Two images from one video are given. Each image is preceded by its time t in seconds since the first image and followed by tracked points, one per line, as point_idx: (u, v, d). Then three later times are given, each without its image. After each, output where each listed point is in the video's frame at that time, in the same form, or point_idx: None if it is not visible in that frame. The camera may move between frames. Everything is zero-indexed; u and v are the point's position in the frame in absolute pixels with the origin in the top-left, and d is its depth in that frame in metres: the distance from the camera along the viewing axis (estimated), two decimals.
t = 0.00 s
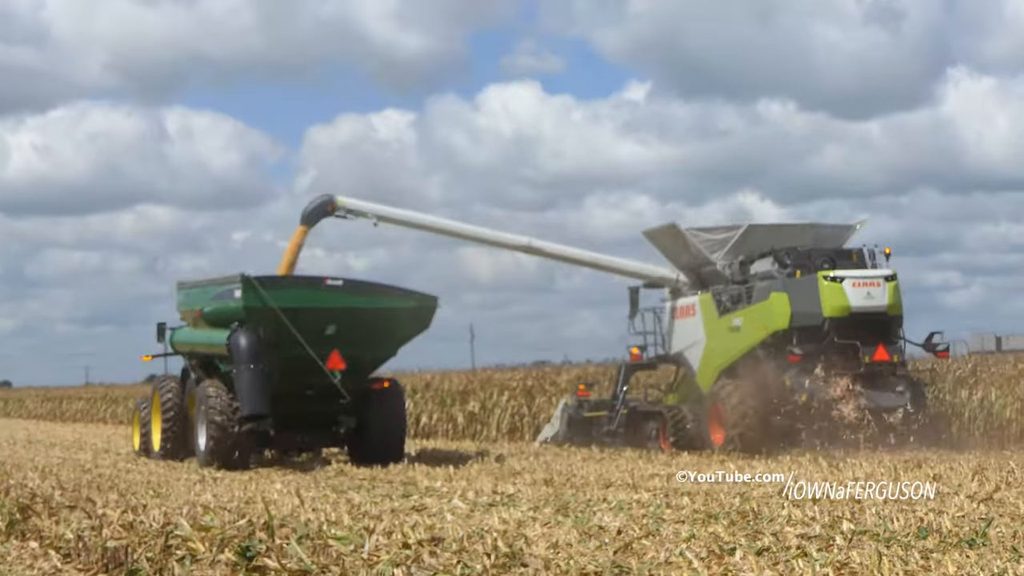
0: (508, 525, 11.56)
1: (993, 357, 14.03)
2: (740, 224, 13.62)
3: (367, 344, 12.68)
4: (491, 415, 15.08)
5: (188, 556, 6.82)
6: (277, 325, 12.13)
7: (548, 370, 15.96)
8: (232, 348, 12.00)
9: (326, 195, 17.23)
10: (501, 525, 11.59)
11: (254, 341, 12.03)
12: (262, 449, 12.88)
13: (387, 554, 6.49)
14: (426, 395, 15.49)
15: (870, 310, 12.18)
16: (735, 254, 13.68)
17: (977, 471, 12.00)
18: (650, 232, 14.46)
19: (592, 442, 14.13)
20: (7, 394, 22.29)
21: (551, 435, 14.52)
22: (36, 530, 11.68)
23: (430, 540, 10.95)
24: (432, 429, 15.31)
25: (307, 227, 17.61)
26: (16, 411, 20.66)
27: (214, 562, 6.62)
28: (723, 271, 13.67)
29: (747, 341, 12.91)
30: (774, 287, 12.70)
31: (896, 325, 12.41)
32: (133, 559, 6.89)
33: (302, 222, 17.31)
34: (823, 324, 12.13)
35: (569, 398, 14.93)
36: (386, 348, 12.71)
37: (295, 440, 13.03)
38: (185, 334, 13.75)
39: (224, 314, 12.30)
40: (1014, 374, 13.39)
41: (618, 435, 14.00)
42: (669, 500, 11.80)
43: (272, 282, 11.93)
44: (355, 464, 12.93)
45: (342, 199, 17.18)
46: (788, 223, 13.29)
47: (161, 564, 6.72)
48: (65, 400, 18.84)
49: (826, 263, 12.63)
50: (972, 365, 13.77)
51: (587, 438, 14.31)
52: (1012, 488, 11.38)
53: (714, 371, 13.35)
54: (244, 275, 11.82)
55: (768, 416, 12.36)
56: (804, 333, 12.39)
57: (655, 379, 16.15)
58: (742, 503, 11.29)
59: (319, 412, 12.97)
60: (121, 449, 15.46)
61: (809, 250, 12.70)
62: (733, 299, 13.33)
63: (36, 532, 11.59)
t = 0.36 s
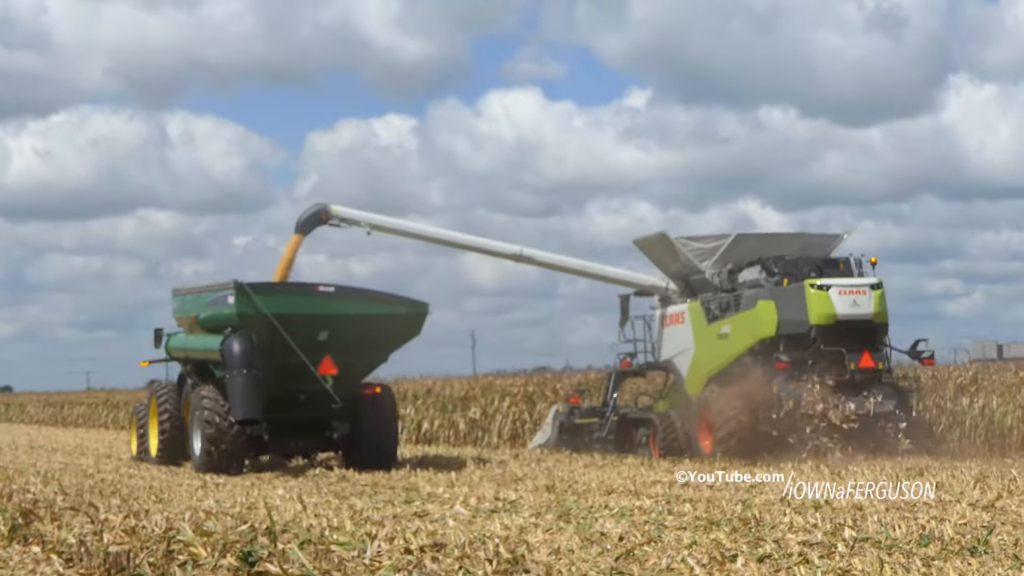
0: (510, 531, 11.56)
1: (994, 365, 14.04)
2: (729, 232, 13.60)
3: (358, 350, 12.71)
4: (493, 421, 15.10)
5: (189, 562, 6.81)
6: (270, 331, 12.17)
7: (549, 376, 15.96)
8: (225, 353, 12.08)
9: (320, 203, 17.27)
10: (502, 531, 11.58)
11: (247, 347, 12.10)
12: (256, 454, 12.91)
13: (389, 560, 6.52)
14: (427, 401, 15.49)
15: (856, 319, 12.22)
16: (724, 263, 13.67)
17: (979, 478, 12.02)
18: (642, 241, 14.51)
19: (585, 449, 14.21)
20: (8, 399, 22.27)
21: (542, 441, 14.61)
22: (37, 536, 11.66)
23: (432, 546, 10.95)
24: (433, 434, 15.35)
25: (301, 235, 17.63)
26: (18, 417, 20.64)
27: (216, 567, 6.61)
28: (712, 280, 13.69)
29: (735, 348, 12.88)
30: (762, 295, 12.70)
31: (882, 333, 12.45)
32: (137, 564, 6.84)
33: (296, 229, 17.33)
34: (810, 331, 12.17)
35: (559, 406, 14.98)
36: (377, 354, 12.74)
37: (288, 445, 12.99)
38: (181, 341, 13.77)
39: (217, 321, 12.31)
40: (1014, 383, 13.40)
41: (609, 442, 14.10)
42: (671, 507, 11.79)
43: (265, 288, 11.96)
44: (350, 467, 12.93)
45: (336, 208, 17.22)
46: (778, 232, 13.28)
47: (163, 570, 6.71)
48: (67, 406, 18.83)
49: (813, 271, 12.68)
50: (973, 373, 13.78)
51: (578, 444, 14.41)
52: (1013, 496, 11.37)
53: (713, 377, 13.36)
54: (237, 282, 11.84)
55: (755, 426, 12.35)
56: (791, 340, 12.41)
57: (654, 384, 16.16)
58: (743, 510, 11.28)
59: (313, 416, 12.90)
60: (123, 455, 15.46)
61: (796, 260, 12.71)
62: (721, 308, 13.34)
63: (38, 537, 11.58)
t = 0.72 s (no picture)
0: (513, 535, 11.56)
1: (997, 370, 14.04)
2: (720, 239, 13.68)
3: (355, 356, 12.70)
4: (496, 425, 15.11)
5: (193, 565, 6.82)
6: (267, 336, 12.26)
7: (552, 381, 15.99)
8: (223, 359, 12.13)
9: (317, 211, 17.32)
10: (505, 535, 11.59)
11: (245, 352, 12.16)
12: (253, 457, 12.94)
13: (394, 564, 6.54)
14: (432, 405, 15.66)
15: (844, 325, 12.35)
16: (715, 270, 13.76)
17: (981, 483, 12.03)
18: (635, 248, 14.60)
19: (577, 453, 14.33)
20: (13, 403, 22.27)
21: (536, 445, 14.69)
22: (41, 539, 11.68)
23: (435, 550, 10.96)
24: (437, 439, 15.51)
25: (298, 242, 17.68)
26: (23, 421, 20.64)
27: (219, 570, 6.63)
28: (704, 286, 13.84)
29: (727, 354, 13.11)
30: (752, 302, 12.92)
31: (871, 339, 12.56)
32: (140, 567, 6.90)
33: (293, 235, 17.37)
34: (798, 338, 12.32)
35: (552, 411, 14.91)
36: (375, 361, 12.70)
37: (285, 448, 12.99)
38: (180, 345, 13.81)
39: (215, 327, 12.40)
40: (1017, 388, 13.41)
41: (600, 446, 14.19)
42: (673, 511, 11.78)
43: (262, 294, 12.08)
44: (350, 472, 12.98)
45: (333, 215, 17.26)
46: (769, 239, 13.31)
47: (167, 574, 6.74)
48: (71, 411, 18.85)
49: (803, 278, 12.79)
50: (976, 379, 13.78)
51: (571, 448, 14.50)
52: (1016, 501, 11.38)
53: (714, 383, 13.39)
54: (235, 288, 11.96)
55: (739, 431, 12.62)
56: (780, 347, 12.62)
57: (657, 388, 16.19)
58: (746, 514, 11.29)
59: (311, 421, 12.91)
60: (126, 459, 15.49)
61: (786, 267, 12.87)
62: (712, 314, 13.54)
63: (42, 541, 11.59)
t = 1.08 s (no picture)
0: (519, 536, 11.56)
1: (1003, 371, 14.08)
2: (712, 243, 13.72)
3: (353, 357, 12.81)
4: (501, 427, 15.11)
5: (201, 567, 6.83)
6: (266, 338, 12.34)
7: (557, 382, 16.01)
8: (221, 361, 12.23)
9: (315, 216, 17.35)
10: (512, 536, 11.60)
11: (243, 353, 12.27)
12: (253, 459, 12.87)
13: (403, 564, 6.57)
14: (437, 406, 15.75)
15: (835, 326, 12.59)
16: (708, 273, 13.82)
17: (989, 483, 12.05)
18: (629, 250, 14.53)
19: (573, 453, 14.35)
20: (19, 406, 22.29)
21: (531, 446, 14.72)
22: (48, 541, 11.67)
23: (442, 551, 10.97)
24: (443, 440, 15.50)
25: (297, 246, 17.70)
26: (28, 425, 20.66)
27: (226, 571, 6.64)
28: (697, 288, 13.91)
29: (719, 354, 13.03)
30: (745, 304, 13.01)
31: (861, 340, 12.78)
32: (148, 568, 6.90)
33: (290, 241, 17.40)
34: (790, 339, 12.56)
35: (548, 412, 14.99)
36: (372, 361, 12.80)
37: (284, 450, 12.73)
38: (181, 348, 13.81)
39: (214, 329, 12.53)
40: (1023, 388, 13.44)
41: (596, 446, 14.25)
42: (680, 511, 11.77)
43: (261, 297, 12.22)
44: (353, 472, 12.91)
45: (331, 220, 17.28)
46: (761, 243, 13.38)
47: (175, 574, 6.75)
48: (77, 414, 18.86)
49: (795, 280, 13.08)
50: (981, 379, 13.80)
51: (565, 448, 14.55)
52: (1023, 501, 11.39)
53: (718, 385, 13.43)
54: (233, 291, 12.07)
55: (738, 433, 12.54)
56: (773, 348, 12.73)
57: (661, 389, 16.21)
58: (752, 515, 11.30)
59: (311, 422, 12.78)
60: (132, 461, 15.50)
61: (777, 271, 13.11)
62: (706, 316, 13.58)
63: (49, 543, 11.59)
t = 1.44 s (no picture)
0: (526, 537, 11.50)
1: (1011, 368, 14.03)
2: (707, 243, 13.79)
3: (349, 357, 13.01)
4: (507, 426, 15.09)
5: (207, 568, 6.76)
6: (264, 339, 12.37)
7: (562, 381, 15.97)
8: (219, 362, 12.29)
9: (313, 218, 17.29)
10: (518, 537, 11.55)
11: (241, 355, 12.31)
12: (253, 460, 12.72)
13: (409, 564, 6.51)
14: (443, 406, 15.67)
15: (828, 326, 12.74)
16: (701, 273, 13.94)
17: (997, 481, 12.03)
18: (626, 249, 14.63)
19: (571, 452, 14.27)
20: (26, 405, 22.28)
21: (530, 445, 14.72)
22: (53, 543, 11.64)
23: (448, 552, 10.92)
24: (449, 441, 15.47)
25: (294, 248, 17.64)
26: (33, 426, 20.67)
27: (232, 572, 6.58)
28: (691, 289, 14.05)
29: (713, 354, 13.38)
30: (735, 304, 13.19)
31: (852, 341, 12.96)
32: (153, 571, 6.84)
33: (288, 243, 17.38)
34: (783, 339, 12.69)
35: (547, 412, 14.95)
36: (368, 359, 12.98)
37: (282, 452, 12.97)
38: (181, 349, 13.77)
39: (214, 330, 12.53)
40: None
41: (595, 446, 14.17)
42: (687, 510, 11.72)
43: (261, 299, 12.21)
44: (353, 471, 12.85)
45: (328, 222, 17.22)
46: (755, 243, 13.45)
47: None
48: (83, 413, 18.83)
49: (788, 281, 13.38)
50: (990, 376, 13.75)
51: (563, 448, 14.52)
52: None
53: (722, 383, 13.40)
54: (231, 293, 12.03)
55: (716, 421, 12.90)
56: (766, 347, 12.94)
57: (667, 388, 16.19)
58: (759, 515, 11.25)
59: (311, 423, 13.10)
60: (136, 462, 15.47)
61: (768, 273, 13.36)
62: (699, 316, 13.78)
63: (55, 544, 11.57)
